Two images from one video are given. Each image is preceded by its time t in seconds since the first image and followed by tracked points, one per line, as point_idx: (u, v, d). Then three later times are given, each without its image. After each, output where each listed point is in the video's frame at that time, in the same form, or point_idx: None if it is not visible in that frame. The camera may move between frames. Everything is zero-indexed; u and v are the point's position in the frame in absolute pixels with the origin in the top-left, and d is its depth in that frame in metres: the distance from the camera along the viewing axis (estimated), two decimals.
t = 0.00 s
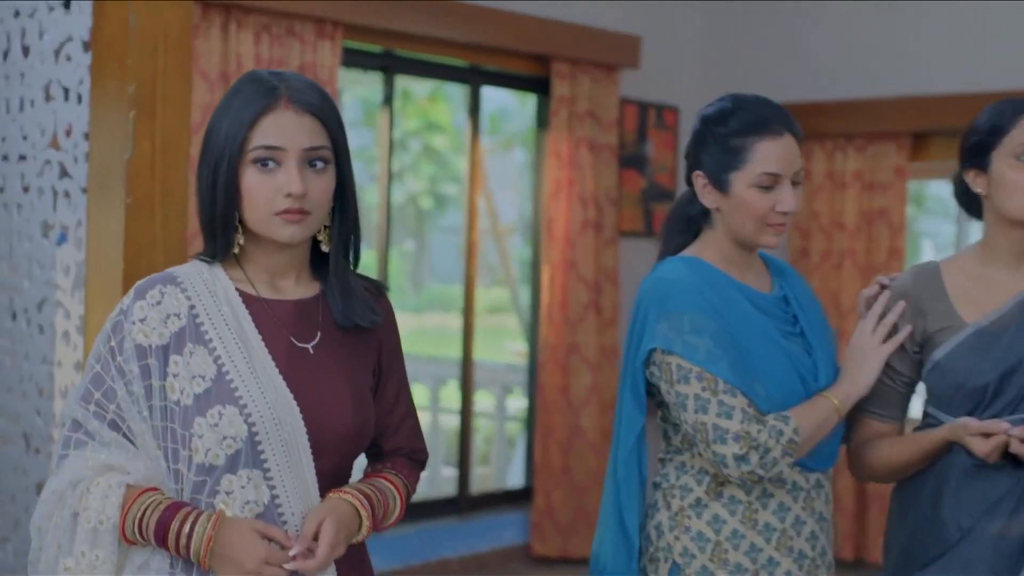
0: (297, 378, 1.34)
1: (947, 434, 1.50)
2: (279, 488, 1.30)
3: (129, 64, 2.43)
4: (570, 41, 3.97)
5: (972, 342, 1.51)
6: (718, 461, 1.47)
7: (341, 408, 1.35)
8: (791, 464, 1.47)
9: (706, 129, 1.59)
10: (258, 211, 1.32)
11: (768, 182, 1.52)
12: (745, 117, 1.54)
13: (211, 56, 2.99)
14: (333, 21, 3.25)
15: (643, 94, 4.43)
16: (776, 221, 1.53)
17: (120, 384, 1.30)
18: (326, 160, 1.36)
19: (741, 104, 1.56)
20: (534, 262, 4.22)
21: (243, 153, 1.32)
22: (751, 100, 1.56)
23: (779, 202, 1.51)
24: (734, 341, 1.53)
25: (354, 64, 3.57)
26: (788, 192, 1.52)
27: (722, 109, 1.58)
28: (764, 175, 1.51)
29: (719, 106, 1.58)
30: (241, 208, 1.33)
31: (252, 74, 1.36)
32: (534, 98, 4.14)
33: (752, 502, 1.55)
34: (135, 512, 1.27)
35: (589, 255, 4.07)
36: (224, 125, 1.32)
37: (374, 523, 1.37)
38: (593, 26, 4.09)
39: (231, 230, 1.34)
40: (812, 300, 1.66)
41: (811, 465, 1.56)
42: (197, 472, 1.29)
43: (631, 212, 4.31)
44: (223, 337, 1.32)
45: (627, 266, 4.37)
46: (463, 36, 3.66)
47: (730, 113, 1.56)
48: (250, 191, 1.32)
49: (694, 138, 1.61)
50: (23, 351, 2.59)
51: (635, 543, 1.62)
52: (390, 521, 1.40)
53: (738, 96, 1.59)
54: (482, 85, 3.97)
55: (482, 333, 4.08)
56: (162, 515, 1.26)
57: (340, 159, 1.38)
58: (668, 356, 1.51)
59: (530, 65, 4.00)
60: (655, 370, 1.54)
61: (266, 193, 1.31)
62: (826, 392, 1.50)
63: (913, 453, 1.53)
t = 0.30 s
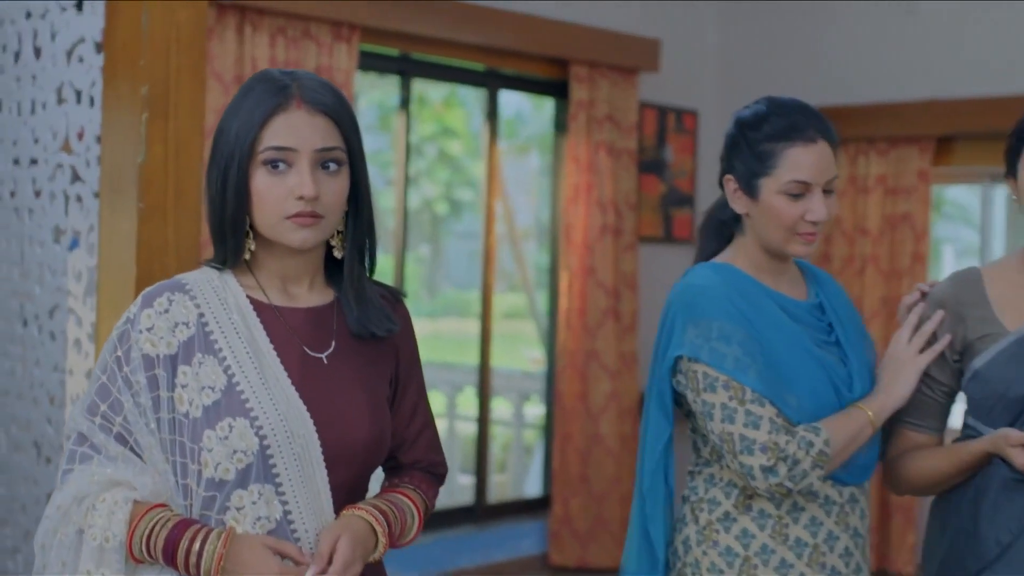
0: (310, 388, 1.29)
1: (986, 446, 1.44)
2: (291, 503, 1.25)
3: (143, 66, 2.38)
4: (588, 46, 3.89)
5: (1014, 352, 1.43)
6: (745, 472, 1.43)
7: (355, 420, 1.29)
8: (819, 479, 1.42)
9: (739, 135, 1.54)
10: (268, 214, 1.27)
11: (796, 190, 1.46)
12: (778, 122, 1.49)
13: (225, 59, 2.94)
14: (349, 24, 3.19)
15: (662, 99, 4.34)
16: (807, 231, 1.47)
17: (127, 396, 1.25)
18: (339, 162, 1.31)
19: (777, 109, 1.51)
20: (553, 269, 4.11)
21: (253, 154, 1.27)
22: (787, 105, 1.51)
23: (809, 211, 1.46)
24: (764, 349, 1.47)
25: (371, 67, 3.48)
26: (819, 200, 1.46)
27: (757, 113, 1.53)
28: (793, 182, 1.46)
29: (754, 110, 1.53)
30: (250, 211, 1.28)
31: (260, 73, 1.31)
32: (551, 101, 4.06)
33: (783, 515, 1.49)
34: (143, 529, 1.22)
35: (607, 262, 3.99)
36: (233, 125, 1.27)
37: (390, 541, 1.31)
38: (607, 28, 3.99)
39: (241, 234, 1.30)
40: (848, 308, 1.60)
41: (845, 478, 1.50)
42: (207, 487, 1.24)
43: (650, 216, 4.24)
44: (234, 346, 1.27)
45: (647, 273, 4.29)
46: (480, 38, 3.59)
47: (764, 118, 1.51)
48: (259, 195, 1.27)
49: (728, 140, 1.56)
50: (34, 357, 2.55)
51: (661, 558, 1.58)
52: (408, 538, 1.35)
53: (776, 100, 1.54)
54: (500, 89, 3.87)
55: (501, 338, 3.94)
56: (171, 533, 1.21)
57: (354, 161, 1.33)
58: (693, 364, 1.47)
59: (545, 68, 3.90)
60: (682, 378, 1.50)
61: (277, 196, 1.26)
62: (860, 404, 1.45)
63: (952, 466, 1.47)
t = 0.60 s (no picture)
0: (324, 403, 1.23)
1: None
2: (302, 522, 1.20)
3: (156, 66, 2.32)
4: (612, 48, 3.75)
5: None
6: (778, 487, 1.38)
7: (371, 435, 1.24)
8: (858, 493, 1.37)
9: (777, 136, 1.49)
10: (278, 218, 1.23)
11: (832, 197, 1.42)
12: (817, 125, 1.44)
13: (241, 62, 2.88)
14: (367, 26, 3.12)
15: (683, 103, 4.21)
16: (843, 239, 1.42)
17: (132, 410, 1.20)
18: (354, 164, 1.26)
19: (818, 112, 1.46)
20: (572, 278, 3.98)
21: (264, 157, 1.22)
22: (829, 108, 1.46)
23: (845, 218, 1.41)
24: (799, 359, 1.42)
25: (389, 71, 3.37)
26: (856, 207, 1.41)
27: (797, 115, 1.48)
28: (829, 188, 1.41)
29: (794, 112, 1.49)
30: (260, 215, 1.24)
31: (271, 71, 1.27)
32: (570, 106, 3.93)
33: (818, 533, 1.44)
34: (148, 550, 1.16)
35: (628, 268, 3.86)
36: (243, 126, 1.23)
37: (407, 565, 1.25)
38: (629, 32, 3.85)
39: (252, 240, 1.25)
40: (894, 316, 1.54)
41: (883, 495, 1.44)
42: (215, 506, 1.19)
43: (672, 222, 4.14)
44: (243, 358, 1.22)
45: (669, 282, 4.18)
46: (498, 40, 3.46)
47: (803, 121, 1.46)
48: (269, 198, 1.22)
49: (767, 141, 1.52)
50: (46, 367, 2.49)
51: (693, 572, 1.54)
52: (430, 558, 1.30)
53: (817, 102, 1.49)
54: (519, 92, 3.75)
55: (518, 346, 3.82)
56: (176, 554, 1.15)
57: (369, 162, 1.28)
58: (725, 374, 1.42)
59: (566, 71, 3.79)
60: (714, 388, 1.45)
61: (289, 200, 1.22)
62: (900, 417, 1.39)
63: (996, 482, 1.40)
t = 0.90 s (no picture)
0: (334, 412, 1.20)
1: None
2: (310, 536, 1.16)
3: (167, 66, 2.24)
4: (627, 48, 3.67)
5: None
6: (806, 499, 1.33)
7: (382, 445, 1.20)
8: (888, 506, 1.32)
9: (807, 137, 1.44)
10: (289, 221, 1.19)
11: (868, 199, 1.37)
12: (849, 126, 1.39)
13: (256, 62, 2.82)
14: (383, 27, 3.05)
15: (700, 105, 4.10)
16: (878, 243, 1.37)
17: (136, 420, 1.16)
18: (366, 164, 1.22)
19: (850, 112, 1.41)
20: (590, 282, 3.91)
21: (271, 156, 1.19)
22: (861, 108, 1.41)
23: (879, 221, 1.36)
24: (830, 365, 1.36)
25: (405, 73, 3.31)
26: (891, 210, 1.37)
27: (829, 115, 1.43)
28: (863, 190, 1.37)
29: (825, 112, 1.44)
30: (269, 217, 1.20)
31: (279, 68, 1.23)
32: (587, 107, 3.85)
33: (848, 546, 1.38)
34: (152, 565, 1.12)
35: (646, 271, 3.79)
36: (251, 125, 1.19)
37: None
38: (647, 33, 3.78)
39: (260, 243, 1.22)
40: (929, 323, 1.49)
41: (914, 507, 1.38)
42: (220, 520, 1.15)
43: (690, 225, 4.05)
44: (250, 366, 1.18)
45: (688, 286, 4.09)
46: (509, 40, 3.38)
47: (834, 121, 1.41)
48: (278, 200, 1.19)
49: (797, 143, 1.47)
50: (57, 372, 2.44)
51: None
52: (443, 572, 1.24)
53: (849, 101, 1.44)
54: (535, 95, 3.68)
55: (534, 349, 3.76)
56: (182, 568, 1.11)
57: (383, 163, 1.25)
58: (752, 381, 1.38)
59: (582, 72, 3.72)
60: (742, 396, 1.40)
61: (298, 201, 1.19)
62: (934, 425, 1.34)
63: None
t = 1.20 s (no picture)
0: (345, 423, 1.16)
1: None
2: (321, 553, 1.12)
3: (184, 65, 2.18)
4: (650, 48, 3.61)
5: None
6: (845, 513, 1.26)
7: (395, 457, 1.16)
8: (931, 520, 1.24)
9: (852, 134, 1.39)
10: (302, 222, 1.16)
11: (917, 200, 1.31)
12: (895, 123, 1.34)
13: (275, 63, 2.77)
14: (404, 27, 2.99)
15: (725, 106, 4.02)
16: (925, 245, 1.32)
17: (142, 431, 1.14)
18: (382, 163, 1.19)
19: (896, 108, 1.36)
20: (613, 286, 3.84)
21: (285, 154, 1.16)
22: (907, 103, 1.36)
23: (928, 222, 1.31)
24: (872, 374, 1.31)
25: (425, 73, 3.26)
26: (940, 211, 1.31)
27: (874, 111, 1.37)
28: (911, 190, 1.31)
29: (869, 109, 1.38)
30: (281, 219, 1.17)
31: (292, 64, 1.20)
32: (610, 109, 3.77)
33: (888, 561, 1.32)
34: None
35: (671, 275, 3.72)
36: (262, 124, 1.16)
37: None
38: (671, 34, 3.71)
39: (271, 245, 1.18)
40: (974, 329, 1.44)
41: (959, 522, 1.34)
42: (227, 535, 1.12)
43: (715, 228, 3.98)
44: (258, 375, 1.16)
45: (712, 291, 4.02)
46: (529, 40, 3.31)
47: (879, 118, 1.36)
48: (291, 200, 1.16)
49: (839, 142, 1.42)
50: (72, 379, 2.39)
51: None
52: None
53: (894, 97, 1.38)
54: (558, 96, 3.61)
55: (557, 354, 3.70)
56: None
57: (399, 160, 1.21)
58: (790, 390, 1.32)
59: (606, 73, 3.65)
60: (779, 405, 1.35)
61: (310, 201, 1.15)
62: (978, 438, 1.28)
63: None
